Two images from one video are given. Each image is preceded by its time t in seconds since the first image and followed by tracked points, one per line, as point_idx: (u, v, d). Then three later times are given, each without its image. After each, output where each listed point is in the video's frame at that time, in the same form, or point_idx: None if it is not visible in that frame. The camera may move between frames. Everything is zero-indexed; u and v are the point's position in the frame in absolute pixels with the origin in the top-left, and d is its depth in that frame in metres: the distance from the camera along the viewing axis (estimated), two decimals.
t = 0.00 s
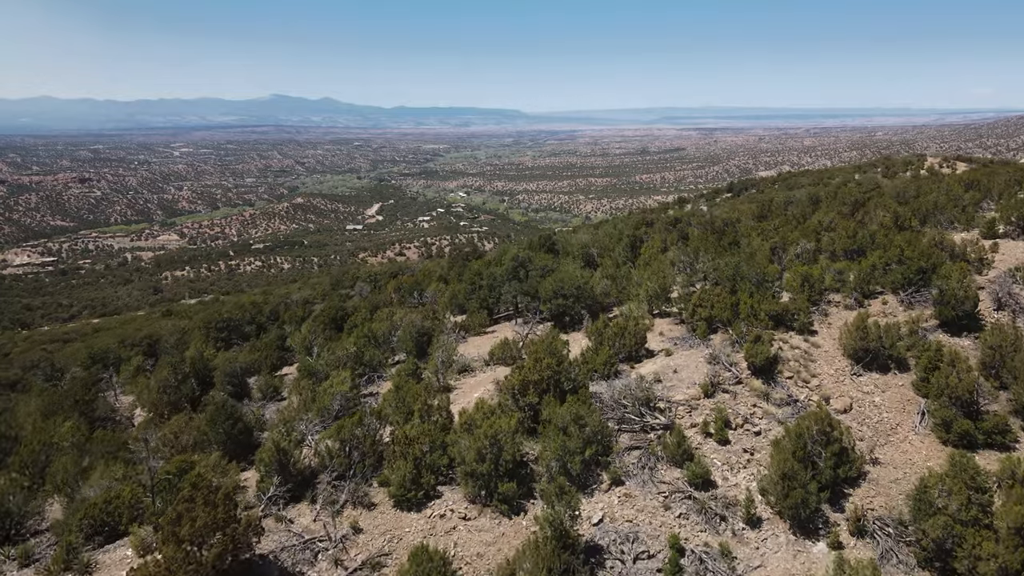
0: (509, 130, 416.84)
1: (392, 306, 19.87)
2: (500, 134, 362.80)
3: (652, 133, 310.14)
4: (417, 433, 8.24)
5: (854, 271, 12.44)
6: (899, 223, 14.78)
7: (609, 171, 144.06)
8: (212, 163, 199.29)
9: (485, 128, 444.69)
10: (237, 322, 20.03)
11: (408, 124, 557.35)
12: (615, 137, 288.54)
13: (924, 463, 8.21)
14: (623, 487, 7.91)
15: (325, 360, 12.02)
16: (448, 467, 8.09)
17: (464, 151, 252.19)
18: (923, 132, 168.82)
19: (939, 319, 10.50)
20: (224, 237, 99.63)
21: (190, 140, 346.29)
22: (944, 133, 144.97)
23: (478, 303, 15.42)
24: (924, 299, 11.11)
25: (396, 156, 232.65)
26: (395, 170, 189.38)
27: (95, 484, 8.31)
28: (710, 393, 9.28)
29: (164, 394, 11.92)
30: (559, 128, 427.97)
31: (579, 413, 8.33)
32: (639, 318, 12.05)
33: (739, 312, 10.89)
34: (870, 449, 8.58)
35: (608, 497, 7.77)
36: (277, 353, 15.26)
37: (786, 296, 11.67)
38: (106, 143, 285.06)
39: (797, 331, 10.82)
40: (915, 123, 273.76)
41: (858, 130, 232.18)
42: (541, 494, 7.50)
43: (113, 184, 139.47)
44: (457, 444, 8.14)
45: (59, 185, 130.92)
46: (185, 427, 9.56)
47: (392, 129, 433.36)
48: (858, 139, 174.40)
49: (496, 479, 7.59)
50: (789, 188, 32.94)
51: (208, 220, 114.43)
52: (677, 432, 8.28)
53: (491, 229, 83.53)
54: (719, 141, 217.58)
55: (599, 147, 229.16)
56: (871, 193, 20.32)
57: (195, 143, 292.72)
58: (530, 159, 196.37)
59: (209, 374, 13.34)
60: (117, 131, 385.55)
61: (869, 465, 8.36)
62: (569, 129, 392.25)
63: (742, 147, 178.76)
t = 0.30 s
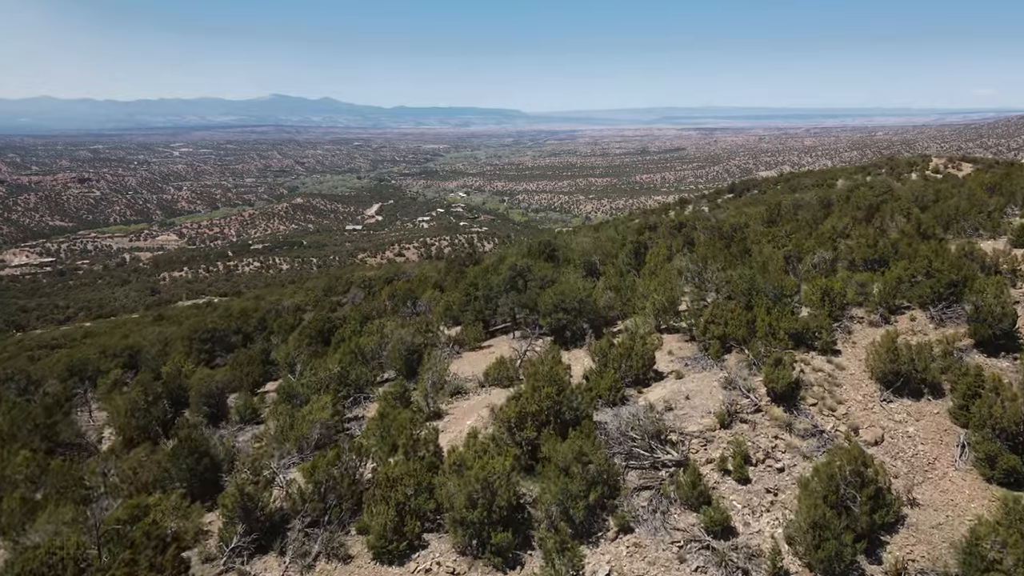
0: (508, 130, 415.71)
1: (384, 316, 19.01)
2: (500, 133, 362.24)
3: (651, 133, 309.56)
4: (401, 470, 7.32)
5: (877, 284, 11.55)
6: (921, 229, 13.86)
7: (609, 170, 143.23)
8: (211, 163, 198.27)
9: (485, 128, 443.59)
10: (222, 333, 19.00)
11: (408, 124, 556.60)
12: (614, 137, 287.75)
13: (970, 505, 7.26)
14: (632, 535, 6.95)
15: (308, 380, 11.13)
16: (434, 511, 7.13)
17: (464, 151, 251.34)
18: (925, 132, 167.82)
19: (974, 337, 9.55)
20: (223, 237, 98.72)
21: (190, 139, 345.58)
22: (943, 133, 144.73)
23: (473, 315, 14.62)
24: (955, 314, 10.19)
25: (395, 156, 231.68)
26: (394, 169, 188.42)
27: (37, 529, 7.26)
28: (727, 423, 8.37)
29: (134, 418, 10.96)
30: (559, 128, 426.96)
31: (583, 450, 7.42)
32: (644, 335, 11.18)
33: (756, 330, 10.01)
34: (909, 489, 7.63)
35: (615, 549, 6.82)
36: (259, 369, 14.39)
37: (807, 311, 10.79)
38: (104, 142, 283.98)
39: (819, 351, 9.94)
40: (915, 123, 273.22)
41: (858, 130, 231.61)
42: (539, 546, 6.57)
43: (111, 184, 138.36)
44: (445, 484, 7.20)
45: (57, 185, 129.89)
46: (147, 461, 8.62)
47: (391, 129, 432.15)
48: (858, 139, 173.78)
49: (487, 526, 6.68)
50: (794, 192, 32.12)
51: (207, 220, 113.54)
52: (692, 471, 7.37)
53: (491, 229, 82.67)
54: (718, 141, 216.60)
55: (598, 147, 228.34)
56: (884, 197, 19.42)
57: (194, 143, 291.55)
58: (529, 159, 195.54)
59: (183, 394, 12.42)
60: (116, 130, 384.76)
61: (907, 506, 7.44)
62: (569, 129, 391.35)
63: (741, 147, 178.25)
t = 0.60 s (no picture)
0: (508, 130, 414.94)
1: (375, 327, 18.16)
2: (500, 133, 361.63)
3: (651, 133, 309.00)
4: (380, 517, 6.42)
5: (902, 298, 10.71)
6: (944, 237, 13.02)
7: (610, 170, 142.53)
8: (212, 163, 197.45)
9: (485, 128, 442.88)
10: (206, 344, 18.00)
11: (408, 123, 555.93)
12: (614, 137, 287.18)
13: None
14: None
15: (288, 403, 10.28)
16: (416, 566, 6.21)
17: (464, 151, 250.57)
18: (925, 132, 167.15)
19: (1015, 358, 8.64)
20: (222, 237, 97.88)
21: (193, 137, 344.65)
22: (945, 133, 144.25)
23: (468, 328, 13.80)
24: (992, 332, 9.33)
25: (395, 155, 230.91)
26: (394, 169, 187.70)
27: None
28: (747, 458, 7.48)
29: (99, 444, 10.12)
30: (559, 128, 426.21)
31: (588, 494, 6.52)
32: (652, 354, 10.34)
33: (775, 350, 9.15)
34: (955, 535, 6.63)
35: None
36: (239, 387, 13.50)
37: (829, 328, 9.94)
38: (104, 142, 283.26)
39: (844, 374, 9.07)
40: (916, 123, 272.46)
41: (859, 130, 230.91)
42: None
43: (111, 184, 137.53)
44: (428, 535, 6.28)
45: (56, 185, 129.07)
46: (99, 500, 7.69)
47: (391, 129, 431.33)
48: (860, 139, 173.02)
49: None
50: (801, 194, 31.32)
51: (205, 220, 112.66)
52: (709, 516, 6.46)
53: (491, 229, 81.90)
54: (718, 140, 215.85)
55: (598, 147, 227.82)
56: (899, 201, 18.60)
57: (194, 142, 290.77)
58: (530, 159, 194.80)
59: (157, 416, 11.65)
60: (115, 130, 383.91)
61: (953, 553, 6.41)
62: (569, 129, 390.48)
63: (742, 147, 177.60)
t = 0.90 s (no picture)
0: (507, 130, 413.95)
1: (367, 337, 17.32)
2: (500, 133, 360.92)
3: (651, 133, 308.08)
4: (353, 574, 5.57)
5: (931, 312, 9.89)
6: (971, 244, 12.22)
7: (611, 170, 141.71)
8: (212, 163, 196.75)
9: (485, 128, 442.03)
10: (189, 355, 17.17)
11: (408, 123, 555.08)
12: (614, 136, 286.20)
13: None
14: None
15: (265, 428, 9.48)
16: None
17: (464, 151, 249.75)
18: (926, 132, 166.56)
19: None
20: (221, 237, 97.06)
21: (193, 137, 344.01)
22: (946, 134, 143.59)
23: (463, 342, 13.00)
24: None
25: (395, 155, 230.07)
26: (393, 170, 186.84)
27: None
28: (771, 500, 6.63)
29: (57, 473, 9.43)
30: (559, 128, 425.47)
31: (594, 545, 5.67)
32: (660, 374, 9.51)
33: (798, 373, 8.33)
34: None
35: None
36: (218, 404, 12.71)
37: (853, 348, 9.13)
38: (104, 142, 282.80)
39: (873, 400, 8.25)
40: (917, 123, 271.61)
41: (860, 130, 230.10)
42: None
43: (110, 183, 136.77)
44: None
45: (55, 184, 128.37)
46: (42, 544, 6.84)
47: (391, 129, 430.37)
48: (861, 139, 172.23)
49: None
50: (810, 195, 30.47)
51: (204, 220, 111.73)
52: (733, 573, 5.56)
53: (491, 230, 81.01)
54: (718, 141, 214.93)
55: (599, 147, 226.81)
56: (917, 204, 17.72)
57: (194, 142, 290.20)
58: (530, 159, 193.95)
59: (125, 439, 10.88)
60: (115, 129, 383.20)
61: None
62: (569, 129, 389.87)
63: (743, 147, 176.83)
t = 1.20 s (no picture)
0: (507, 129, 413.10)
1: (358, 348, 16.56)
2: (500, 133, 360.18)
3: (651, 132, 307.51)
4: None
5: (964, 330, 9.17)
6: (998, 253, 11.50)
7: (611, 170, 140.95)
8: (211, 163, 195.93)
9: (484, 128, 441.15)
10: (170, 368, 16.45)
11: (407, 123, 554.59)
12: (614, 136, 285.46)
13: None
14: None
15: (238, 456, 8.69)
16: None
17: (464, 151, 248.84)
18: (925, 131, 165.88)
19: None
20: (220, 237, 96.27)
21: (192, 136, 343.15)
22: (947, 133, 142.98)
23: (456, 357, 12.23)
24: None
25: (394, 155, 229.27)
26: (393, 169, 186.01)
27: None
28: (800, 551, 5.83)
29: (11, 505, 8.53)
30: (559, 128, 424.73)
31: None
32: (669, 398, 8.74)
33: (823, 400, 7.55)
34: None
35: None
36: (195, 423, 11.91)
37: (881, 370, 8.36)
38: (103, 142, 282.01)
39: (906, 430, 7.47)
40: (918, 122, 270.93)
41: (861, 130, 229.46)
42: None
43: (108, 183, 135.98)
44: None
45: (54, 184, 127.58)
46: None
47: (391, 129, 429.37)
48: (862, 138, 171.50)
49: None
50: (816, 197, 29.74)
51: (203, 220, 110.91)
52: None
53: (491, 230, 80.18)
54: (718, 140, 214.15)
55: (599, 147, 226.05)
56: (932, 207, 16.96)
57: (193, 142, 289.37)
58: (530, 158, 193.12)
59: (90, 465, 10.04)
60: (114, 129, 382.32)
61: None
62: (569, 129, 389.08)
63: (743, 146, 176.09)
